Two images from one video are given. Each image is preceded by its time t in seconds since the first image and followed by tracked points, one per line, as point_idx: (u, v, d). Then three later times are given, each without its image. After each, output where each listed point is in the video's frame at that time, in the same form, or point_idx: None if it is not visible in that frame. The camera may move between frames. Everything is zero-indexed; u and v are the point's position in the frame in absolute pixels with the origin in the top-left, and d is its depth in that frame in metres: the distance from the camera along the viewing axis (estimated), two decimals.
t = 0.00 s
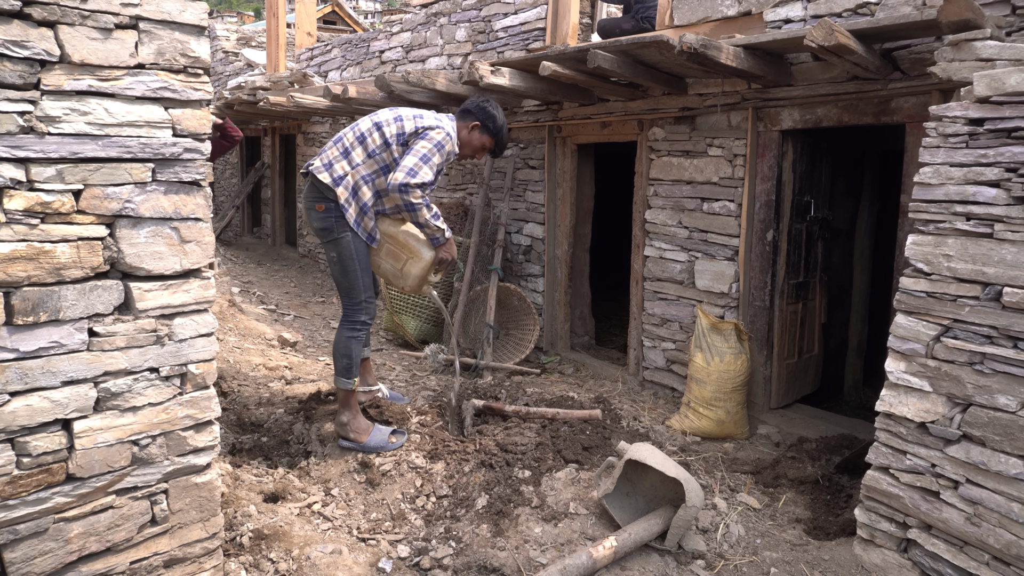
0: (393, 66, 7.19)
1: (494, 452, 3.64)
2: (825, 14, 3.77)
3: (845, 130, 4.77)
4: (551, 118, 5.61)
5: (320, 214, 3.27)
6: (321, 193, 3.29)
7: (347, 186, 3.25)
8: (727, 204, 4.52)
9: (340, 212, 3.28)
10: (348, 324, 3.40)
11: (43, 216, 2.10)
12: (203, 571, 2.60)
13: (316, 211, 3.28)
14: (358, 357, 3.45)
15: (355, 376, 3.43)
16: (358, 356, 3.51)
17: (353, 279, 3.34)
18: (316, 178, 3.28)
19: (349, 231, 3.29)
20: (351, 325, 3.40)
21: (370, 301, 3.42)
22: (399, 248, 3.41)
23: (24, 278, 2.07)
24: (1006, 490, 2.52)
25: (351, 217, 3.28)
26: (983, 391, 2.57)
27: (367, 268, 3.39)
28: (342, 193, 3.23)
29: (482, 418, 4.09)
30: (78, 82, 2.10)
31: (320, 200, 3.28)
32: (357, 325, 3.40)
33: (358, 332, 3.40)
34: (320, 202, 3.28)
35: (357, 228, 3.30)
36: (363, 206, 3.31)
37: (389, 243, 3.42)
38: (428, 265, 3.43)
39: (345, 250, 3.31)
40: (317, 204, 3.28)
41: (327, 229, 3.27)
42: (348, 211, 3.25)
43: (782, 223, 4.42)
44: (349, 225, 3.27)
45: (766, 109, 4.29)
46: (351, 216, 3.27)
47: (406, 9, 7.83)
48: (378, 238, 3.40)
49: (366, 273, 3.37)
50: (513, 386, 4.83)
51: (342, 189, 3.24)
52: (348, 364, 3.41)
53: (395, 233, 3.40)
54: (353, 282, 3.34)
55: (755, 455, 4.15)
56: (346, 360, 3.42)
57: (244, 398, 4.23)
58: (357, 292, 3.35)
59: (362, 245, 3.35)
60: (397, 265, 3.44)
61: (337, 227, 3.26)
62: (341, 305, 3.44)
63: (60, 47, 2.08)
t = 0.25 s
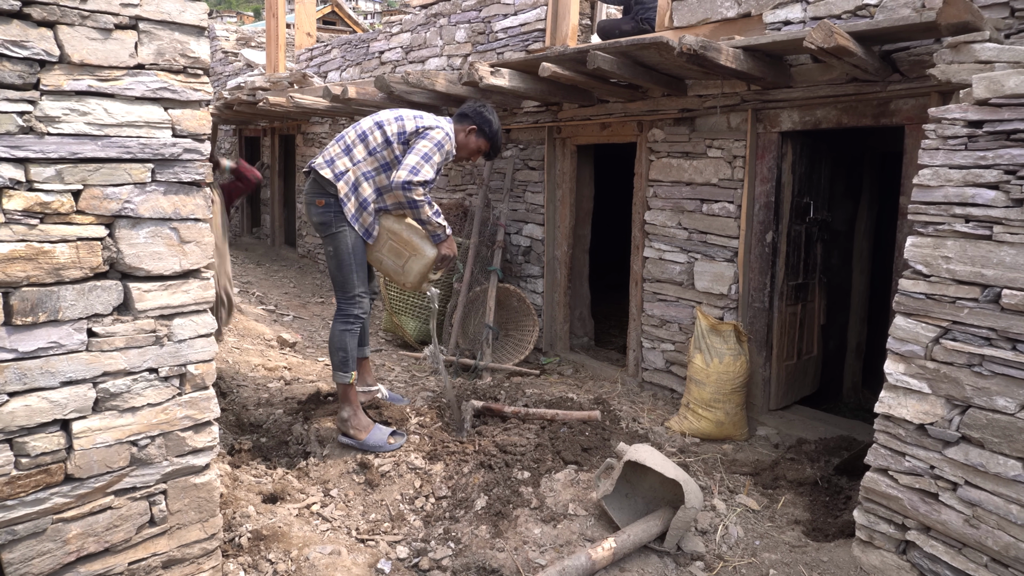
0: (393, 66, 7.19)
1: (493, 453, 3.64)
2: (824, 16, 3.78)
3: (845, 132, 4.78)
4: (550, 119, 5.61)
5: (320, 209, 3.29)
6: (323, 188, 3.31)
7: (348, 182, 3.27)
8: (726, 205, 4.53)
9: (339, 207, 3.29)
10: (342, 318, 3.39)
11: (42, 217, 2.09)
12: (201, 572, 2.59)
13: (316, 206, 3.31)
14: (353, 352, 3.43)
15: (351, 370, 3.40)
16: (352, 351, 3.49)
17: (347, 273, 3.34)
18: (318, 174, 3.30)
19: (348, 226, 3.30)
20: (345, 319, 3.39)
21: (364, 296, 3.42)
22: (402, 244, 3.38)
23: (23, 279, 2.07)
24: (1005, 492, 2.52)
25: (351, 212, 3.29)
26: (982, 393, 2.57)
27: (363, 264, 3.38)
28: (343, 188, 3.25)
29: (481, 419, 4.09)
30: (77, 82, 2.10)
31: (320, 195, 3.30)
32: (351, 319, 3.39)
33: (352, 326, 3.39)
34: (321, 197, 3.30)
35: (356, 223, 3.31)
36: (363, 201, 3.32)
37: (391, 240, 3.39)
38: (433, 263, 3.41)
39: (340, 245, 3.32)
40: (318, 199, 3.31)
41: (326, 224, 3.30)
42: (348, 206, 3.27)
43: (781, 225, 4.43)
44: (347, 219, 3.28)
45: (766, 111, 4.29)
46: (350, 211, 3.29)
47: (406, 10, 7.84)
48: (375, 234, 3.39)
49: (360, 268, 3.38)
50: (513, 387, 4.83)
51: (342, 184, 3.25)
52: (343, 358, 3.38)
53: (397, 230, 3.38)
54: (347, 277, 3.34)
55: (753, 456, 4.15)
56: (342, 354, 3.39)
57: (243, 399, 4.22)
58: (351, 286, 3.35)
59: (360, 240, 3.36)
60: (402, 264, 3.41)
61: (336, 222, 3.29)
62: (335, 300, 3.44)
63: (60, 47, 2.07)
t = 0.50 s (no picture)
0: (393, 67, 7.19)
1: (493, 454, 3.65)
2: (824, 18, 3.78)
3: (845, 133, 4.78)
4: (550, 120, 5.62)
5: (320, 209, 3.30)
6: (322, 188, 3.31)
7: (347, 182, 3.29)
8: (726, 206, 4.53)
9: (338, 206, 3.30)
10: (349, 314, 3.37)
11: (43, 218, 2.09)
12: (201, 573, 2.59)
13: (316, 206, 3.31)
14: (360, 347, 3.40)
15: (356, 365, 3.38)
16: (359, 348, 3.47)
17: (353, 270, 3.33)
18: (316, 174, 3.30)
19: (348, 223, 3.30)
20: (352, 315, 3.37)
21: (370, 291, 3.40)
22: (417, 245, 3.47)
23: (23, 280, 2.07)
24: (1005, 493, 2.52)
25: (351, 211, 3.31)
26: (982, 394, 2.57)
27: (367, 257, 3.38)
28: (341, 187, 3.27)
29: (481, 420, 4.09)
30: (77, 83, 2.10)
31: (319, 195, 3.30)
32: (358, 314, 3.36)
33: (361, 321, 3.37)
34: (320, 197, 3.30)
35: (356, 221, 3.33)
36: (362, 201, 3.36)
37: (407, 242, 3.48)
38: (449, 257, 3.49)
39: (344, 242, 3.32)
40: (317, 199, 3.31)
41: (328, 223, 3.31)
42: (348, 205, 3.29)
43: (781, 226, 4.43)
44: (347, 217, 3.29)
45: (766, 112, 4.30)
46: (350, 210, 3.30)
47: (406, 11, 7.84)
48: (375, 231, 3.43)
49: (366, 264, 3.36)
50: (513, 388, 4.83)
51: (341, 184, 3.27)
52: (349, 353, 3.35)
53: (411, 232, 3.46)
54: (353, 272, 3.33)
55: (754, 458, 4.15)
56: (348, 349, 3.35)
57: (243, 400, 4.22)
58: (358, 282, 3.34)
59: (361, 237, 3.36)
60: (420, 263, 3.49)
61: (337, 220, 3.30)
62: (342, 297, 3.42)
63: (60, 49, 2.07)
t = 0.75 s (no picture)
0: (394, 68, 7.20)
1: (495, 455, 3.65)
2: (826, 19, 3.78)
3: (847, 134, 4.78)
4: (552, 121, 5.62)
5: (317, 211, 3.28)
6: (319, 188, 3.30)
7: (345, 182, 3.28)
8: (728, 207, 4.53)
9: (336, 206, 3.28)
10: (356, 310, 3.33)
11: (45, 219, 2.09)
12: (202, 574, 2.59)
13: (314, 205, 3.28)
14: (364, 342, 3.40)
15: (358, 360, 3.38)
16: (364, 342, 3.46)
17: (360, 267, 3.27)
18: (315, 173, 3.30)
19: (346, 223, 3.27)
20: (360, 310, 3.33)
21: (379, 289, 3.33)
22: (417, 249, 3.47)
23: (25, 280, 2.07)
24: (1007, 495, 2.52)
25: (350, 210, 3.27)
26: (984, 396, 2.57)
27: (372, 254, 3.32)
28: (339, 187, 3.25)
29: (483, 421, 4.09)
30: (79, 85, 2.11)
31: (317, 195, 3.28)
32: (366, 311, 3.32)
33: (367, 318, 3.33)
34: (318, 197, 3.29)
35: (356, 221, 3.28)
36: (360, 200, 3.32)
37: (407, 245, 3.48)
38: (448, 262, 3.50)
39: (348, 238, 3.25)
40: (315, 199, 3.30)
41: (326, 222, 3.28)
42: (346, 205, 3.25)
43: (783, 227, 4.42)
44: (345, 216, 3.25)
45: (767, 113, 4.30)
46: (349, 210, 3.26)
47: (407, 12, 7.84)
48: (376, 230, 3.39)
49: (372, 261, 3.30)
50: (514, 389, 4.83)
51: (338, 183, 3.26)
52: (351, 347, 3.36)
53: (411, 236, 3.45)
54: (360, 270, 3.26)
55: (755, 459, 4.15)
56: (351, 343, 3.36)
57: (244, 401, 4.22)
58: (366, 279, 3.28)
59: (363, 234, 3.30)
60: (420, 266, 3.49)
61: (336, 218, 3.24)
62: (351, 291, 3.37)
63: (62, 50, 2.08)
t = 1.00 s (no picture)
0: (395, 68, 7.20)
1: (496, 456, 3.65)
2: (828, 19, 3.78)
3: (849, 134, 4.78)
4: (553, 121, 5.62)
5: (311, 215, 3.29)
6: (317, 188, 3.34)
7: (343, 183, 3.31)
8: (729, 207, 4.52)
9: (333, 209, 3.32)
10: (346, 316, 3.41)
11: (46, 219, 2.10)
12: (204, 573, 2.59)
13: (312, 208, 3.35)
14: (357, 349, 3.49)
15: (352, 367, 3.45)
16: (359, 347, 3.55)
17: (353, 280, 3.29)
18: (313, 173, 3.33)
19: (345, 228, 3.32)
20: (350, 319, 3.41)
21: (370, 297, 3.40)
22: (414, 252, 3.35)
23: (27, 280, 2.07)
24: (1009, 495, 2.51)
25: (347, 213, 3.33)
26: (986, 396, 2.57)
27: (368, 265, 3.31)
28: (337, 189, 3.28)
29: (484, 421, 4.09)
30: (81, 85, 2.11)
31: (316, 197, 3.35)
32: (356, 319, 3.41)
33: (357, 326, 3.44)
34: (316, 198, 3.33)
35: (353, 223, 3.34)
36: (358, 202, 3.36)
37: (403, 248, 3.36)
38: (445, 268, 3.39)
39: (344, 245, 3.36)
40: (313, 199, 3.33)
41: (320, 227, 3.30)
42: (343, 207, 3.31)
43: (784, 227, 4.42)
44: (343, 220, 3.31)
45: (769, 113, 4.29)
46: (346, 212, 3.32)
47: (408, 12, 7.85)
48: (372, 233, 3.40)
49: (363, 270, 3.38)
50: (515, 390, 4.82)
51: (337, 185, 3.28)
52: (343, 353, 3.46)
53: (409, 238, 3.34)
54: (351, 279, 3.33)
55: (757, 459, 4.15)
56: (343, 349, 3.46)
57: (245, 401, 4.22)
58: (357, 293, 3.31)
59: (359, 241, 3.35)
60: (415, 270, 3.37)
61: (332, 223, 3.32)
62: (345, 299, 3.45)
63: (64, 50, 2.08)
